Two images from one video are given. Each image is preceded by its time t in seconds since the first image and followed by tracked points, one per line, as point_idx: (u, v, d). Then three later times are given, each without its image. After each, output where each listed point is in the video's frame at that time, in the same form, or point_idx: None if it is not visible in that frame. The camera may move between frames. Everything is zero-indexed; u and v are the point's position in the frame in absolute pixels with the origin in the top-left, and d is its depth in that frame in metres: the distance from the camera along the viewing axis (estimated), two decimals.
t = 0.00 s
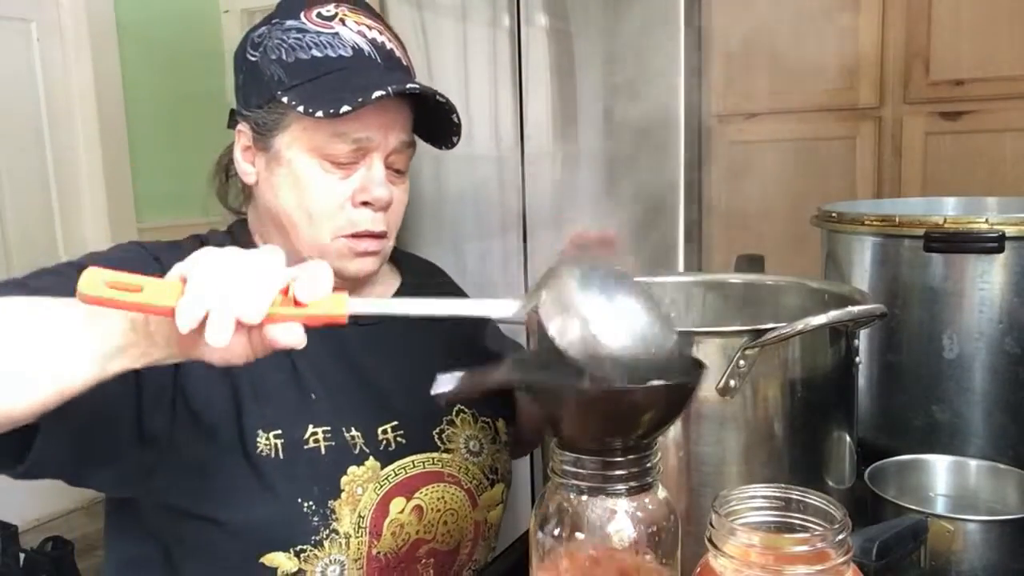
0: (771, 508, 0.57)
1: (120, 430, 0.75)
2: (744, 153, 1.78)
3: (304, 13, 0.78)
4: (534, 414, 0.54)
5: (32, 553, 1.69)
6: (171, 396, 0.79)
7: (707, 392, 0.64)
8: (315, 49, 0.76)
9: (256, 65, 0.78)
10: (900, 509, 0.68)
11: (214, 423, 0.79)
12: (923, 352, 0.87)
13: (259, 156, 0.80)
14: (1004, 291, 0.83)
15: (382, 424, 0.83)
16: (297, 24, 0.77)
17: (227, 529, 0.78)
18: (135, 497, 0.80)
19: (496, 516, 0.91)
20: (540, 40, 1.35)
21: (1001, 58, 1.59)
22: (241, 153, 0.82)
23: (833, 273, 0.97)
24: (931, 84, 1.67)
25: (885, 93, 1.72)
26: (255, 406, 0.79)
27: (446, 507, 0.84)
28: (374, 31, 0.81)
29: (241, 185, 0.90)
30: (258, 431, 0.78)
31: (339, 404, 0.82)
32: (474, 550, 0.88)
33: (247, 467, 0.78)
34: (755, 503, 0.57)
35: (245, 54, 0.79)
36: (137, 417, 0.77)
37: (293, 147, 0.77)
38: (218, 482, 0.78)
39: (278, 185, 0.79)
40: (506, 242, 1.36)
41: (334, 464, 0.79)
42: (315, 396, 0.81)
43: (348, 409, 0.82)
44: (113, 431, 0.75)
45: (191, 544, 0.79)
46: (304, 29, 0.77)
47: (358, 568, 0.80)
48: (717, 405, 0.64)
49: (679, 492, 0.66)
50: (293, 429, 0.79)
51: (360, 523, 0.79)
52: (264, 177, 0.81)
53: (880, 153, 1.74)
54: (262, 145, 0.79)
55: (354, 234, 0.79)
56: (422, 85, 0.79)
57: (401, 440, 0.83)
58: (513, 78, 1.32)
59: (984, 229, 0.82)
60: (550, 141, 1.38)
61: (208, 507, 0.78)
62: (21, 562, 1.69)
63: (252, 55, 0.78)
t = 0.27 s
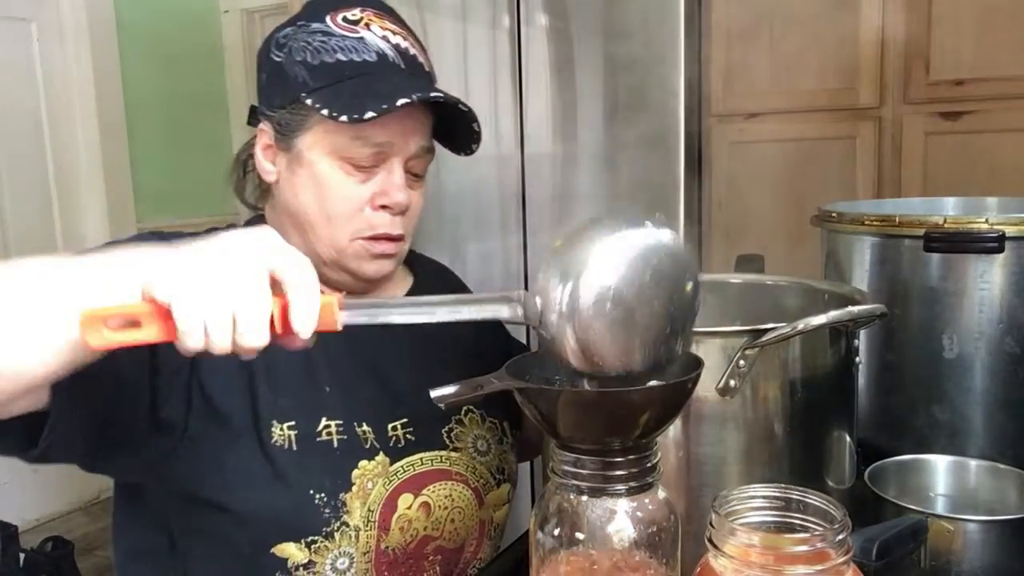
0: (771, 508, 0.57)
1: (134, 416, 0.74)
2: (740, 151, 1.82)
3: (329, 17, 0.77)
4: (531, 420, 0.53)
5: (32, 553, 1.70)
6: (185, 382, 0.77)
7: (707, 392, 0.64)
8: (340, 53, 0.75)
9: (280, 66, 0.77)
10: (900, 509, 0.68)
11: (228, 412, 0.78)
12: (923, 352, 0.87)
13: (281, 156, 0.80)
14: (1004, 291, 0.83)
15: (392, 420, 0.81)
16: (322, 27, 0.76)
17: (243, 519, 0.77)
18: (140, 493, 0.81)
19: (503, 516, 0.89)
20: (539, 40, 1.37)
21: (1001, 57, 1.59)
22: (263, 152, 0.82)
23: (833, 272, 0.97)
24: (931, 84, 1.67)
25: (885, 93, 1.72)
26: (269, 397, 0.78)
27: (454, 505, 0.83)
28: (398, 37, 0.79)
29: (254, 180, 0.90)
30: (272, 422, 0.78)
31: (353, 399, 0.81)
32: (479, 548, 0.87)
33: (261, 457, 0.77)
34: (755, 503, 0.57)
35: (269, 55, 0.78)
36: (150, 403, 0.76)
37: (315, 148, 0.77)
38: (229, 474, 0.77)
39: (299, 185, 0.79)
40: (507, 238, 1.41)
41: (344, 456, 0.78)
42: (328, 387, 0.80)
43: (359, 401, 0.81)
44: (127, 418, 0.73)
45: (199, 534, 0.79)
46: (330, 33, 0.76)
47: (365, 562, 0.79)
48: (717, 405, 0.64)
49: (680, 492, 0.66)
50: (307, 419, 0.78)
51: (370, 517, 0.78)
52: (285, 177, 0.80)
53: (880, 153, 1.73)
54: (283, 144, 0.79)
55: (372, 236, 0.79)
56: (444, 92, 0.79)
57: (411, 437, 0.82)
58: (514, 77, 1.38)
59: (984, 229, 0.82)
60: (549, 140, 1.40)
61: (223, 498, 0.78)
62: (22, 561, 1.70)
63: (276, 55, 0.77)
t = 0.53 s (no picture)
0: (771, 508, 0.57)
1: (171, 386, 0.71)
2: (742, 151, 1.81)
3: (354, 19, 0.77)
4: (531, 419, 0.53)
5: (31, 553, 1.70)
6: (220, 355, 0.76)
7: (707, 392, 0.64)
8: (373, 52, 0.75)
9: (308, 70, 0.75)
10: (900, 509, 0.68)
11: (258, 393, 0.77)
12: (923, 352, 0.87)
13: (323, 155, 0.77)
14: (1005, 290, 0.83)
15: (405, 420, 0.81)
16: (350, 28, 0.76)
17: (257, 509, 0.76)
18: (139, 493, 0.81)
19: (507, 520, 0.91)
20: (539, 39, 1.38)
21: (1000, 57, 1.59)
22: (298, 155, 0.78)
23: (833, 273, 0.97)
24: (930, 84, 1.67)
25: (885, 93, 1.72)
26: (298, 385, 0.78)
27: (464, 507, 0.84)
28: (423, 35, 0.80)
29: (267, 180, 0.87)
30: (299, 412, 0.77)
31: (372, 397, 0.80)
32: (484, 550, 0.88)
33: (286, 445, 0.77)
34: (755, 504, 0.57)
35: (291, 59, 0.77)
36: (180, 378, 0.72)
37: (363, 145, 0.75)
38: (251, 460, 0.76)
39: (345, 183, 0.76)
40: (507, 242, 1.44)
41: (364, 450, 0.78)
42: (351, 382, 0.79)
43: (378, 397, 0.80)
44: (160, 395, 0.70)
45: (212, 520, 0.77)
46: (360, 33, 0.76)
47: (379, 559, 0.78)
48: (717, 406, 0.64)
49: (680, 492, 0.66)
50: (332, 408, 0.78)
51: (384, 513, 0.79)
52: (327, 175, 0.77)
53: (880, 153, 1.73)
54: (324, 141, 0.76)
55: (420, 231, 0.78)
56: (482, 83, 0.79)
57: (423, 437, 0.82)
58: (513, 77, 1.40)
59: (984, 229, 0.82)
60: (549, 139, 1.41)
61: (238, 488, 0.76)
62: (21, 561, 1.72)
63: (301, 59, 0.76)
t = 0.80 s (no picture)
0: (771, 508, 0.57)
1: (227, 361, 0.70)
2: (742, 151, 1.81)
3: (365, 18, 0.76)
4: (531, 419, 0.53)
5: (32, 553, 1.72)
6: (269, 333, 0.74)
7: (707, 392, 0.64)
8: (385, 51, 0.74)
9: (318, 71, 0.75)
10: (900, 509, 0.68)
11: (302, 377, 0.75)
12: (923, 352, 0.87)
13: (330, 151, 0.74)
14: (1004, 290, 0.83)
15: (418, 418, 0.79)
16: (361, 28, 0.75)
17: (293, 496, 0.74)
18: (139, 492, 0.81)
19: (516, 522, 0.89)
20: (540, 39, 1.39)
21: (1000, 58, 1.59)
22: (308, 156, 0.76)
23: (833, 272, 0.97)
24: (931, 84, 1.67)
25: (885, 93, 1.72)
26: (335, 374, 0.76)
27: (475, 507, 0.81)
28: (432, 34, 0.79)
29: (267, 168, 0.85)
30: (335, 401, 0.75)
31: (396, 392, 0.78)
32: (493, 549, 0.85)
33: (320, 434, 0.75)
34: (755, 503, 0.57)
35: (301, 58, 0.76)
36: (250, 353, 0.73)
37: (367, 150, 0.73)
38: (285, 446, 0.74)
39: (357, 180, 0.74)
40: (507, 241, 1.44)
41: (391, 443, 0.77)
42: (380, 376, 0.78)
43: (400, 394, 0.78)
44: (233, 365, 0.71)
45: (240, 509, 0.74)
46: (371, 33, 0.75)
47: (402, 554, 0.77)
48: (717, 406, 0.64)
49: (679, 492, 0.66)
50: (364, 398, 0.76)
51: (409, 507, 0.77)
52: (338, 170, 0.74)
53: (880, 153, 1.73)
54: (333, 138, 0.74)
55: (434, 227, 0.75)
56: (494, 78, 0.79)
57: (436, 435, 0.80)
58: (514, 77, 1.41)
59: (984, 229, 0.82)
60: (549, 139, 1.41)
61: (276, 476, 0.74)
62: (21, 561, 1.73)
63: (311, 60, 0.75)
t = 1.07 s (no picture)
0: (771, 508, 0.57)
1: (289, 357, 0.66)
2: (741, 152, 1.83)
3: (379, 20, 0.71)
4: (531, 419, 0.53)
5: (32, 553, 1.72)
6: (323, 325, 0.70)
7: (707, 392, 0.64)
8: (400, 54, 0.69)
9: (332, 73, 0.69)
10: (900, 509, 0.68)
11: (347, 371, 0.71)
12: (923, 352, 0.87)
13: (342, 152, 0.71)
14: (1004, 291, 0.83)
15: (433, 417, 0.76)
16: (376, 30, 0.70)
17: (330, 494, 0.70)
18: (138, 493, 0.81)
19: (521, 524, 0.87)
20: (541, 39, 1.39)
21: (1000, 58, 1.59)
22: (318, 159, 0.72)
23: (833, 272, 0.97)
24: (931, 84, 1.67)
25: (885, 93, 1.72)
26: (374, 368, 0.73)
27: (486, 508, 0.79)
28: (449, 38, 0.74)
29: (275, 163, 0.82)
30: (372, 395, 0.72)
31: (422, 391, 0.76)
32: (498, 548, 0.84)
33: (359, 429, 0.71)
34: (755, 503, 0.57)
35: (313, 59, 0.70)
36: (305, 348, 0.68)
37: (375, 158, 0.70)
38: (325, 440, 0.70)
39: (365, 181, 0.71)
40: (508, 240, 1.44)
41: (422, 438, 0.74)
42: (408, 373, 0.75)
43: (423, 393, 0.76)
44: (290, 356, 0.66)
45: (275, 500, 0.70)
46: (385, 35, 0.70)
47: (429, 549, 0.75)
48: (717, 405, 0.64)
49: (679, 492, 0.66)
50: (397, 394, 0.73)
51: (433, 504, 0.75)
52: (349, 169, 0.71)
53: (880, 153, 1.73)
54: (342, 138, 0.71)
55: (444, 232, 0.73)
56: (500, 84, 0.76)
57: (451, 435, 0.77)
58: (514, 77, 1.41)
59: (984, 229, 0.82)
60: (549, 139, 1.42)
61: (311, 473, 0.70)
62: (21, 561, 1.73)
63: (324, 62, 0.70)
